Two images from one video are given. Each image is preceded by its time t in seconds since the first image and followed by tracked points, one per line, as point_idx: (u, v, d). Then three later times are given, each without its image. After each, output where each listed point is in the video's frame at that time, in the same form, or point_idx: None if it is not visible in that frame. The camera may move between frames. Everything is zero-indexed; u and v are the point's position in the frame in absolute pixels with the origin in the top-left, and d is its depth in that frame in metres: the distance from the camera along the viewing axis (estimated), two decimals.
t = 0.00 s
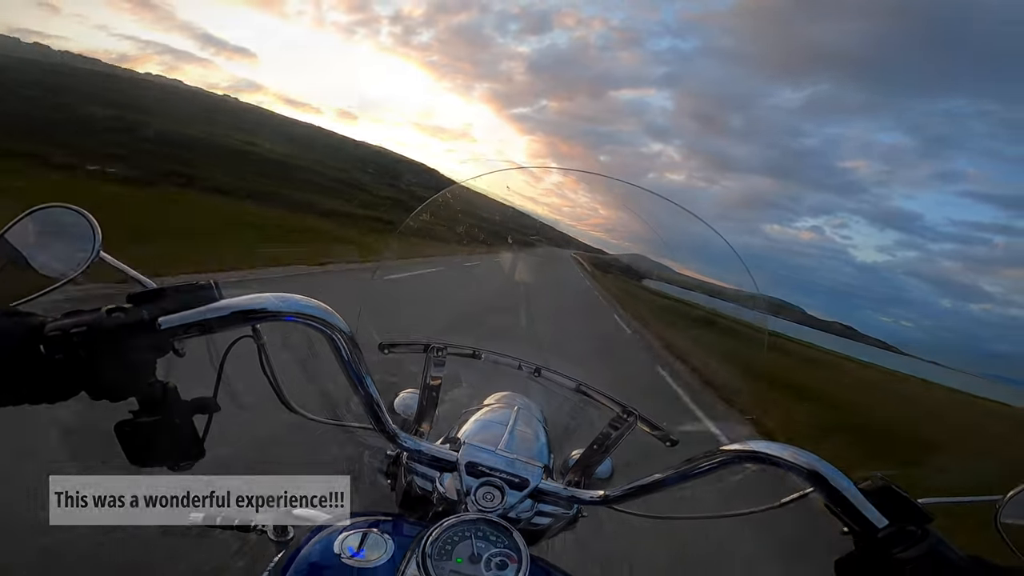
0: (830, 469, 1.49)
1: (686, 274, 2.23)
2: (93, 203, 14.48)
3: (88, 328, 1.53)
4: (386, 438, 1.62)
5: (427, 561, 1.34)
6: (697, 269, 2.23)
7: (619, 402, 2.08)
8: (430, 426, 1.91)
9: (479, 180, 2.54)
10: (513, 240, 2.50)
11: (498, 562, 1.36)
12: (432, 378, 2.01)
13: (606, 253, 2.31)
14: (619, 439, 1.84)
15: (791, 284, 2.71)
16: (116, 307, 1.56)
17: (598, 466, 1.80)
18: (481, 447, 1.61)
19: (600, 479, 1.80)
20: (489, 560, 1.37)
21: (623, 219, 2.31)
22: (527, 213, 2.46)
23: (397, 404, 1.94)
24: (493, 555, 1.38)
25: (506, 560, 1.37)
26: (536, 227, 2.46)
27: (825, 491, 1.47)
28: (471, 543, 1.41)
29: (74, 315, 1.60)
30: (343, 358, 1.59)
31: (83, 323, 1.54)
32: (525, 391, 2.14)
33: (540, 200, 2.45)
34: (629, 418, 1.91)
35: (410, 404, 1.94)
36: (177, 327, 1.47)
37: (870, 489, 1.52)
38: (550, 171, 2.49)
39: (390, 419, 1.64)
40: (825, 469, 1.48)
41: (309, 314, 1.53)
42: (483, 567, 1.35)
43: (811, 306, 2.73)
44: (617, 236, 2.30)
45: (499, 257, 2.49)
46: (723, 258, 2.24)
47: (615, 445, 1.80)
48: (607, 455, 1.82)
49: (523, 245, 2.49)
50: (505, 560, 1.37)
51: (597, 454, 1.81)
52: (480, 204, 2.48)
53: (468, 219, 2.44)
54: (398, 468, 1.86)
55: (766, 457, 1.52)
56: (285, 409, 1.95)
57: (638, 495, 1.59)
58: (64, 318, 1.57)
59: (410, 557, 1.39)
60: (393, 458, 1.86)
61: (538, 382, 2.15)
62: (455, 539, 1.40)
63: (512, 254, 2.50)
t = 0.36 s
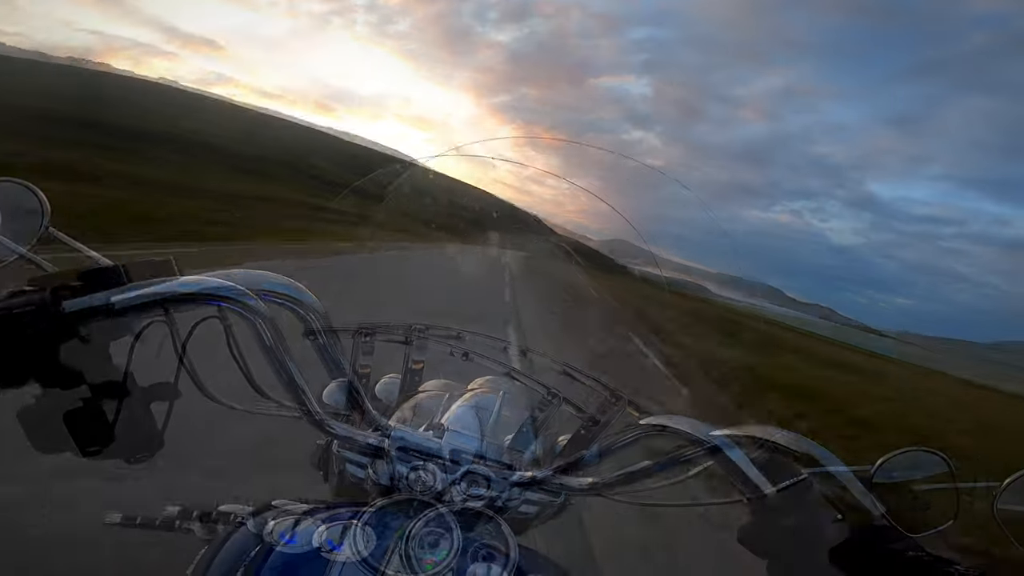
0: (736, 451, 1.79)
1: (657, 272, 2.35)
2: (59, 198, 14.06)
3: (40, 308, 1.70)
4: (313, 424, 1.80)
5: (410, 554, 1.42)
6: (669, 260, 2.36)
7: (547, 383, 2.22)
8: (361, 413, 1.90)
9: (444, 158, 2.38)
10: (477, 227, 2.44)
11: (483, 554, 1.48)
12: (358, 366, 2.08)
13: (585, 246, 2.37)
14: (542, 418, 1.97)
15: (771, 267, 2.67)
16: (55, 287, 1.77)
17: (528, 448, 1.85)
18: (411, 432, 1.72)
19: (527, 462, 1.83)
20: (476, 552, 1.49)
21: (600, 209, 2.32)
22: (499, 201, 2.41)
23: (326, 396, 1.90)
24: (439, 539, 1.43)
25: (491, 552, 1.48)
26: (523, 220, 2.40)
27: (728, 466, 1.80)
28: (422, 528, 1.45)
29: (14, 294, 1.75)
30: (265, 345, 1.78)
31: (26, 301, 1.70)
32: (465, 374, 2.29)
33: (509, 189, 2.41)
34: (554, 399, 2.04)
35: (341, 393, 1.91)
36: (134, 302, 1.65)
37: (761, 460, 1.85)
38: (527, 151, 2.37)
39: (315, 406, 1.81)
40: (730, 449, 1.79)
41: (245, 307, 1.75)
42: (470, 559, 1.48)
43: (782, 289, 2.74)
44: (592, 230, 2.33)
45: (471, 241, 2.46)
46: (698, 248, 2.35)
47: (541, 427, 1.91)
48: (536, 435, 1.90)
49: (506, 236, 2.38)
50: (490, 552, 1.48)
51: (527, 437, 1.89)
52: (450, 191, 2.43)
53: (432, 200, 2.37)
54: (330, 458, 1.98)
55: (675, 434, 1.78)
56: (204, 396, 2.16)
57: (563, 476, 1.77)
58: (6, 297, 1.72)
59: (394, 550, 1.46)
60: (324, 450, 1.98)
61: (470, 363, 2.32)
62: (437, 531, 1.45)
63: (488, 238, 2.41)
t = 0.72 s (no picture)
0: (720, 446, 1.34)
1: (644, 266, 2.18)
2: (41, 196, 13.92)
3: None
4: (299, 417, 1.49)
5: (344, 538, 1.33)
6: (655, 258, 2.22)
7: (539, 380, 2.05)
8: (349, 407, 1.93)
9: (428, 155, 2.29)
10: (444, 216, 2.11)
11: (415, 536, 1.34)
12: (347, 357, 1.98)
13: (573, 242, 2.13)
14: (537, 416, 1.84)
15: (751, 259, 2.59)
16: None
17: (517, 446, 1.80)
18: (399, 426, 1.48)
19: (520, 458, 1.81)
20: (407, 535, 1.34)
21: (588, 203, 2.18)
22: (477, 192, 2.14)
23: (313, 387, 1.86)
24: (420, 530, 1.35)
25: (423, 534, 1.35)
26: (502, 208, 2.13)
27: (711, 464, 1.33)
28: (397, 519, 1.36)
29: None
30: (252, 339, 1.40)
31: None
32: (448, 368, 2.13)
33: (490, 179, 2.19)
34: (546, 395, 1.90)
35: (327, 386, 1.88)
36: (64, 293, 1.21)
37: (747, 460, 1.35)
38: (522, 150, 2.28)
39: (304, 398, 1.50)
40: (712, 443, 1.34)
41: (240, 295, 1.36)
42: (401, 542, 1.33)
43: (779, 292, 2.57)
44: (581, 225, 2.14)
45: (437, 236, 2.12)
46: (681, 247, 2.31)
47: (531, 424, 1.80)
48: (524, 434, 1.81)
49: (463, 228, 2.10)
50: (423, 534, 1.35)
51: (514, 435, 1.80)
52: (405, 172, 2.22)
53: (401, 185, 2.17)
54: (313, 449, 1.81)
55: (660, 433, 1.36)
56: (185, 383, 1.92)
57: (554, 472, 1.48)
58: None
59: (325, 537, 1.38)
60: (307, 439, 1.82)
61: (458, 357, 2.13)
62: (373, 514, 1.38)
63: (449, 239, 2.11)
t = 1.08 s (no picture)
0: (736, 443, 1.34)
1: (638, 262, 2.15)
2: (35, 195, 13.89)
3: None
4: (302, 417, 1.48)
5: (352, 542, 1.36)
6: (648, 253, 2.17)
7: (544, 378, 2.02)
8: (354, 407, 1.92)
9: (418, 145, 2.26)
10: (446, 215, 2.12)
11: (425, 540, 1.39)
12: (352, 356, 1.98)
13: (568, 238, 2.10)
14: (545, 414, 1.81)
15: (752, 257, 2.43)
16: None
17: (525, 444, 1.78)
18: (406, 426, 1.47)
19: (528, 457, 1.78)
20: (417, 539, 1.39)
21: (581, 199, 2.18)
22: (465, 184, 2.12)
23: (319, 387, 1.92)
24: (430, 534, 1.40)
25: (433, 538, 1.40)
26: (495, 203, 2.10)
27: (726, 461, 1.33)
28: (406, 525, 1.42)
29: None
30: (254, 340, 1.38)
31: None
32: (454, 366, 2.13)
33: (483, 172, 2.16)
34: (554, 393, 1.87)
35: (332, 386, 1.92)
36: (59, 294, 1.19)
37: (764, 459, 1.35)
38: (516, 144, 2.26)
39: (308, 399, 1.49)
40: (727, 440, 1.35)
41: (243, 297, 1.34)
42: (410, 546, 1.37)
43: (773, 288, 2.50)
44: (573, 221, 2.13)
45: (433, 234, 2.12)
46: (672, 244, 2.27)
47: (539, 422, 1.78)
48: (532, 432, 1.80)
49: (462, 224, 2.11)
50: (433, 538, 1.39)
51: (522, 433, 1.79)
52: (402, 168, 2.19)
53: (397, 183, 2.16)
54: (318, 451, 1.80)
55: (666, 429, 1.38)
56: (186, 384, 1.83)
57: (563, 472, 1.47)
58: None
59: (333, 540, 1.40)
60: (312, 442, 1.80)
61: (464, 355, 2.11)
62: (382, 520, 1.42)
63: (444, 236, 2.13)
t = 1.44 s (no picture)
0: (740, 435, 1.33)
1: (634, 259, 2.14)
2: (32, 193, 13.83)
3: None
4: (310, 418, 1.50)
5: (362, 542, 1.37)
6: (642, 251, 2.16)
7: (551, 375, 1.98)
8: (360, 407, 1.91)
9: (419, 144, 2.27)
10: (448, 214, 2.12)
11: (434, 538, 1.41)
12: (357, 356, 1.95)
13: (565, 236, 2.11)
14: (551, 411, 1.81)
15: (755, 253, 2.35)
16: None
17: (531, 442, 1.78)
18: (412, 425, 1.47)
19: (533, 455, 1.78)
20: (425, 537, 1.41)
21: (577, 197, 2.17)
22: (461, 181, 2.13)
23: (324, 388, 1.88)
24: (439, 531, 1.42)
25: (441, 535, 1.41)
26: (497, 201, 2.10)
27: (733, 454, 1.31)
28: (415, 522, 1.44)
29: None
30: (262, 341, 1.38)
31: None
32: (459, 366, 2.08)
33: (479, 170, 2.17)
34: (559, 390, 1.86)
35: (338, 386, 1.88)
36: (69, 296, 1.19)
37: (770, 451, 1.33)
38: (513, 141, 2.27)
39: (315, 399, 1.50)
40: (732, 432, 1.33)
41: (250, 297, 1.34)
42: (419, 544, 1.39)
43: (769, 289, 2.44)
44: (569, 218, 2.13)
45: (433, 232, 2.13)
46: (672, 241, 2.23)
47: (544, 420, 1.77)
48: (538, 430, 1.79)
49: (464, 222, 2.11)
50: (441, 535, 1.41)
51: (527, 430, 1.79)
52: (406, 166, 2.20)
53: (398, 182, 2.18)
54: (325, 451, 1.83)
55: (670, 424, 1.38)
56: (194, 386, 1.84)
57: (567, 469, 1.47)
58: None
59: (343, 540, 1.41)
60: (319, 441, 1.83)
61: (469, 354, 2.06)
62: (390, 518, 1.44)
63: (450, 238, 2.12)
